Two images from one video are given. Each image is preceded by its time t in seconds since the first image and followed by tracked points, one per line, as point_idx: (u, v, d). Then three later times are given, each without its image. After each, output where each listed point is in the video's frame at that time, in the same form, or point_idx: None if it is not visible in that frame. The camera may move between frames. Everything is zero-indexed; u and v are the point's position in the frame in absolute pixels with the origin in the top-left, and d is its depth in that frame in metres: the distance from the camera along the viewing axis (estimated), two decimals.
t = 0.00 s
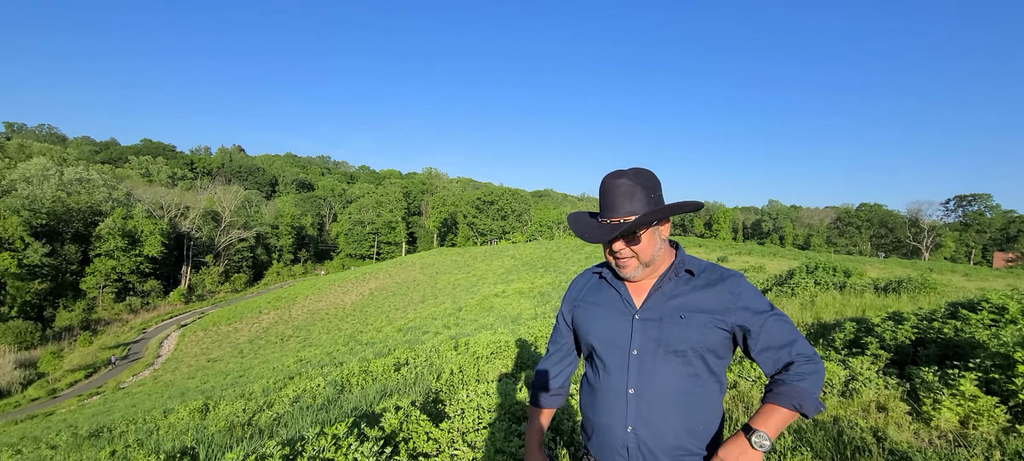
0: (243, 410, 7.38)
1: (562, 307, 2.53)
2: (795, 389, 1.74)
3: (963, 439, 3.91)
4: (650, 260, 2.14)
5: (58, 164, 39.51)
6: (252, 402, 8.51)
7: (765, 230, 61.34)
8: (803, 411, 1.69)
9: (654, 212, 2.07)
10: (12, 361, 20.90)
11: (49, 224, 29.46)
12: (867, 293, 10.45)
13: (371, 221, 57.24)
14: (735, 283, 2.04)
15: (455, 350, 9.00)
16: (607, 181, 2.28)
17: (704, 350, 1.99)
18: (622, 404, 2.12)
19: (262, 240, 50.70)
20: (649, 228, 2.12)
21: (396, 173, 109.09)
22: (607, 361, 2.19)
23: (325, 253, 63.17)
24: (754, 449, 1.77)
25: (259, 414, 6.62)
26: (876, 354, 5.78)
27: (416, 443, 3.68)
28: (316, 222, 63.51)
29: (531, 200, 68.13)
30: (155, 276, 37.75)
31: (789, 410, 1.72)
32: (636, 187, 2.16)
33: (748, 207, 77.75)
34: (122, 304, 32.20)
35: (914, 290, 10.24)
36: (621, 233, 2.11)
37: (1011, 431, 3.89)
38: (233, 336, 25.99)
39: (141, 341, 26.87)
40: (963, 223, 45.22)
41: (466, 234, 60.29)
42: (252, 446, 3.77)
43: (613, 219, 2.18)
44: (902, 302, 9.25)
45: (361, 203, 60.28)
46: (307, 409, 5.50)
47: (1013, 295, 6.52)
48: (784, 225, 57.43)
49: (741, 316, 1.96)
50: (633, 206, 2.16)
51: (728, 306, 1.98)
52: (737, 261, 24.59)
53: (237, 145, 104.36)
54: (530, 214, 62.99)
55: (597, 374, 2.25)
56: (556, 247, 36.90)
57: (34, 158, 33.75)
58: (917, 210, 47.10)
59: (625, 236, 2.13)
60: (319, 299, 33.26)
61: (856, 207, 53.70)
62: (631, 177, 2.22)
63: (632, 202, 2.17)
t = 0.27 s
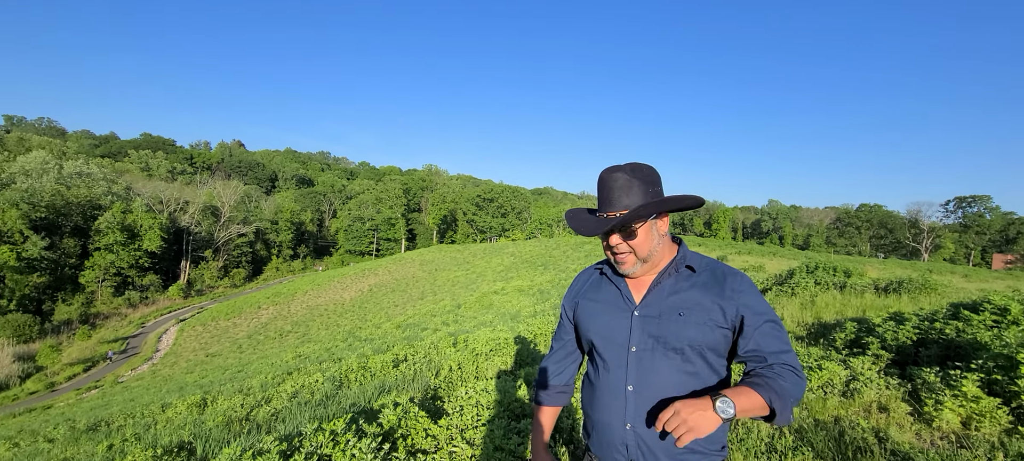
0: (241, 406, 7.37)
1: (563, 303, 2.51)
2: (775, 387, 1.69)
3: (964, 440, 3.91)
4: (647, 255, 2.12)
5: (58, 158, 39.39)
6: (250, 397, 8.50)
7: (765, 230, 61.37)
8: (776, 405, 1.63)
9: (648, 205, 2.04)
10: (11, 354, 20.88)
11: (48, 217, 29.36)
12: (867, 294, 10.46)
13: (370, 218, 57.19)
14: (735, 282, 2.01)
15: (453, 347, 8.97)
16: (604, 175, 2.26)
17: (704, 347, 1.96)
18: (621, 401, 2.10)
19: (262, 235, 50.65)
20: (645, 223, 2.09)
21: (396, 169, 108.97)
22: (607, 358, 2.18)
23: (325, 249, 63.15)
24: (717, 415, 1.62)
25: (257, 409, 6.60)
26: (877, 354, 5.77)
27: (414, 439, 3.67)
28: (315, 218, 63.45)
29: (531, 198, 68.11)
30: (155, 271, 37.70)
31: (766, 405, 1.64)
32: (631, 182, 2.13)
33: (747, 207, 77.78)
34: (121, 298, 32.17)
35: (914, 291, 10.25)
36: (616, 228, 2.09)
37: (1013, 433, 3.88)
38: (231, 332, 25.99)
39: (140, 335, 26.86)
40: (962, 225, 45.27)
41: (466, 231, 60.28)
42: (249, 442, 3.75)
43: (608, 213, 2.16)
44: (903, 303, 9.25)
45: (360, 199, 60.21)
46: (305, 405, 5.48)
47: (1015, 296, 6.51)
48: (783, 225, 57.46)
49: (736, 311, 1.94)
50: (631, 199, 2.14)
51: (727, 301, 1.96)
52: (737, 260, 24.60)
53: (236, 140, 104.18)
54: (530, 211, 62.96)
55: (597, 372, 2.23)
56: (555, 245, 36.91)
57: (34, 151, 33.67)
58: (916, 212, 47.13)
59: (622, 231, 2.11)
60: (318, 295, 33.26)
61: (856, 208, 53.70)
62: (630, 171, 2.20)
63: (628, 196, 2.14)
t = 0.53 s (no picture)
0: (238, 403, 7.34)
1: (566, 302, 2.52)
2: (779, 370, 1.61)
3: (964, 443, 3.91)
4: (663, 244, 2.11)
5: (56, 153, 39.31)
6: (248, 394, 8.49)
7: (763, 230, 61.42)
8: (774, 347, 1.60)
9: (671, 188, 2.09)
10: (8, 349, 20.83)
11: (47, 213, 29.27)
12: (866, 295, 10.47)
13: (369, 216, 57.12)
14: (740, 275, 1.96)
15: (452, 346, 8.95)
16: (618, 169, 2.31)
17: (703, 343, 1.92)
18: (620, 399, 2.10)
19: (261, 232, 50.59)
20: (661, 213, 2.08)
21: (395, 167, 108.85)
22: (607, 357, 2.17)
23: (323, 246, 63.10)
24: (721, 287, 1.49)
25: (254, 407, 6.59)
26: (876, 355, 5.78)
27: (412, 438, 3.67)
28: (314, 215, 63.38)
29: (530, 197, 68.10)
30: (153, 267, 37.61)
31: (772, 334, 1.59)
32: (647, 173, 2.20)
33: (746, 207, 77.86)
34: (119, 294, 32.10)
35: (912, 293, 10.26)
36: (639, 212, 2.09)
37: (1012, 435, 3.89)
38: (229, 329, 25.95)
39: (138, 332, 26.80)
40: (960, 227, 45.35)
41: (465, 230, 60.25)
42: (247, 440, 3.74)
43: (624, 200, 2.19)
44: (902, 304, 9.26)
45: (359, 197, 60.12)
46: (303, 402, 5.47)
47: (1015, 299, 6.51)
48: (782, 225, 57.52)
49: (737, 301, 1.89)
50: (647, 187, 2.19)
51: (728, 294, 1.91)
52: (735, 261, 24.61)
53: (236, 137, 104.05)
54: (529, 210, 62.94)
55: (596, 370, 2.23)
56: (554, 244, 36.91)
57: (32, 147, 33.59)
58: (915, 213, 47.21)
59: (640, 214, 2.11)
60: (316, 292, 33.22)
61: (855, 209, 53.76)
62: (642, 163, 2.28)
63: (645, 183, 2.18)
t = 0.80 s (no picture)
0: (236, 403, 7.32)
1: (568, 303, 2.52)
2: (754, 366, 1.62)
3: (963, 445, 3.92)
4: (653, 248, 2.10)
5: (54, 151, 39.21)
6: (246, 394, 8.46)
7: (761, 231, 61.49)
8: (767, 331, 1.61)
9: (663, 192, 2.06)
10: (4, 348, 20.75)
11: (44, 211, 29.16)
12: (864, 296, 10.50)
13: (368, 215, 57.07)
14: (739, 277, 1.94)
15: (450, 346, 8.95)
16: (621, 167, 2.32)
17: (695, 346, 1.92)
18: (615, 400, 2.11)
19: (259, 231, 50.51)
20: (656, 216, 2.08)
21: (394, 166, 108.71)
22: (604, 357, 2.19)
23: (321, 245, 62.98)
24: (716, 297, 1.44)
25: (252, 406, 6.57)
26: (875, 357, 5.80)
27: (411, 439, 3.67)
28: (313, 214, 63.28)
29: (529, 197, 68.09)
30: (151, 266, 37.49)
31: (760, 332, 1.59)
32: (644, 175, 2.18)
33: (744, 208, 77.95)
34: (116, 293, 31.98)
35: (910, 294, 10.30)
36: (626, 215, 2.11)
37: (1010, 438, 3.91)
38: (227, 328, 25.88)
39: (135, 330, 26.74)
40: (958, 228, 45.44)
41: (463, 230, 60.20)
42: (245, 440, 3.72)
43: (618, 200, 2.21)
44: (900, 306, 9.29)
45: (358, 196, 60.04)
46: (301, 402, 5.46)
47: (1014, 301, 6.50)
48: (780, 227, 57.61)
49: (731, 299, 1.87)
50: (647, 189, 2.17)
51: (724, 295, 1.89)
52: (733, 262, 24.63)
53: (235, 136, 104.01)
54: (528, 210, 62.93)
55: (595, 372, 2.23)
56: (553, 245, 36.90)
57: (30, 145, 33.49)
58: (913, 215, 47.28)
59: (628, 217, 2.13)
60: (314, 291, 33.17)
61: (853, 211, 53.84)
62: (647, 165, 2.26)
63: (639, 186, 2.17)
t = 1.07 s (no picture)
0: (236, 402, 7.32)
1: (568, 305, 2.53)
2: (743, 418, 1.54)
3: (962, 447, 3.93)
4: (629, 252, 2.18)
5: (55, 149, 39.24)
6: (245, 393, 8.47)
7: (761, 232, 61.45)
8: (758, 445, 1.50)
9: (645, 198, 2.05)
10: (4, 346, 20.76)
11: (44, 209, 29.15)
12: (864, 298, 10.49)
13: (368, 215, 57.09)
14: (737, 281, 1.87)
15: (450, 346, 8.95)
16: (616, 166, 2.28)
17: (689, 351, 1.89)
18: (610, 401, 2.11)
19: (259, 231, 50.53)
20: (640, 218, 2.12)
21: (394, 166, 108.72)
22: (600, 359, 2.19)
23: (321, 245, 62.99)
24: None
25: (252, 405, 6.57)
26: (875, 359, 5.81)
27: (411, 439, 3.67)
28: (313, 214, 63.27)
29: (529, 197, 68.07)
30: (151, 264, 37.49)
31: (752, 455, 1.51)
32: (632, 174, 2.14)
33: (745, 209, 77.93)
34: (116, 291, 31.96)
35: (911, 296, 10.29)
36: (605, 217, 2.21)
37: (1011, 440, 3.91)
38: (227, 327, 25.88)
39: (135, 329, 26.75)
40: (958, 230, 45.41)
41: (463, 229, 60.19)
42: (245, 439, 3.73)
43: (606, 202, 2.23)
44: (900, 308, 9.29)
45: (358, 196, 60.04)
46: (301, 402, 5.47)
47: (1015, 303, 6.50)
48: (780, 228, 57.61)
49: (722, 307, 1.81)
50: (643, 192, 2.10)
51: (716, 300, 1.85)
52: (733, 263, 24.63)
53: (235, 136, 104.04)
54: (529, 210, 62.90)
55: (592, 375, 2.24)
56: (552, 245, 36.92)
57: (30, 143, 33.53)
58: (913, 217, 47.29)
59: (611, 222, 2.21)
60: (314, 291, 33.17)
61: (853, 212, 53.83)
62: (642, 166, 2.18)
63: (627, 189, 2.13)
